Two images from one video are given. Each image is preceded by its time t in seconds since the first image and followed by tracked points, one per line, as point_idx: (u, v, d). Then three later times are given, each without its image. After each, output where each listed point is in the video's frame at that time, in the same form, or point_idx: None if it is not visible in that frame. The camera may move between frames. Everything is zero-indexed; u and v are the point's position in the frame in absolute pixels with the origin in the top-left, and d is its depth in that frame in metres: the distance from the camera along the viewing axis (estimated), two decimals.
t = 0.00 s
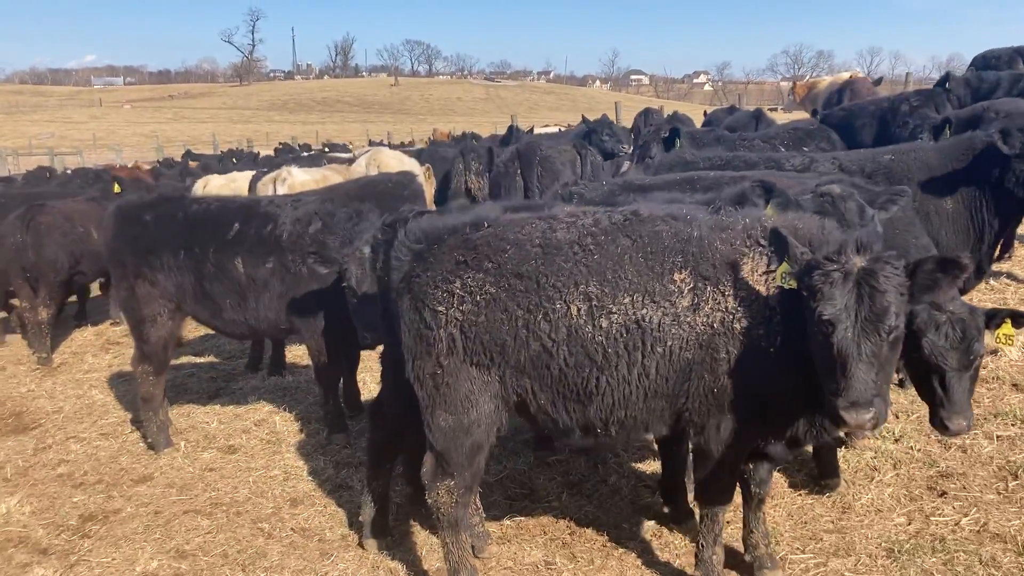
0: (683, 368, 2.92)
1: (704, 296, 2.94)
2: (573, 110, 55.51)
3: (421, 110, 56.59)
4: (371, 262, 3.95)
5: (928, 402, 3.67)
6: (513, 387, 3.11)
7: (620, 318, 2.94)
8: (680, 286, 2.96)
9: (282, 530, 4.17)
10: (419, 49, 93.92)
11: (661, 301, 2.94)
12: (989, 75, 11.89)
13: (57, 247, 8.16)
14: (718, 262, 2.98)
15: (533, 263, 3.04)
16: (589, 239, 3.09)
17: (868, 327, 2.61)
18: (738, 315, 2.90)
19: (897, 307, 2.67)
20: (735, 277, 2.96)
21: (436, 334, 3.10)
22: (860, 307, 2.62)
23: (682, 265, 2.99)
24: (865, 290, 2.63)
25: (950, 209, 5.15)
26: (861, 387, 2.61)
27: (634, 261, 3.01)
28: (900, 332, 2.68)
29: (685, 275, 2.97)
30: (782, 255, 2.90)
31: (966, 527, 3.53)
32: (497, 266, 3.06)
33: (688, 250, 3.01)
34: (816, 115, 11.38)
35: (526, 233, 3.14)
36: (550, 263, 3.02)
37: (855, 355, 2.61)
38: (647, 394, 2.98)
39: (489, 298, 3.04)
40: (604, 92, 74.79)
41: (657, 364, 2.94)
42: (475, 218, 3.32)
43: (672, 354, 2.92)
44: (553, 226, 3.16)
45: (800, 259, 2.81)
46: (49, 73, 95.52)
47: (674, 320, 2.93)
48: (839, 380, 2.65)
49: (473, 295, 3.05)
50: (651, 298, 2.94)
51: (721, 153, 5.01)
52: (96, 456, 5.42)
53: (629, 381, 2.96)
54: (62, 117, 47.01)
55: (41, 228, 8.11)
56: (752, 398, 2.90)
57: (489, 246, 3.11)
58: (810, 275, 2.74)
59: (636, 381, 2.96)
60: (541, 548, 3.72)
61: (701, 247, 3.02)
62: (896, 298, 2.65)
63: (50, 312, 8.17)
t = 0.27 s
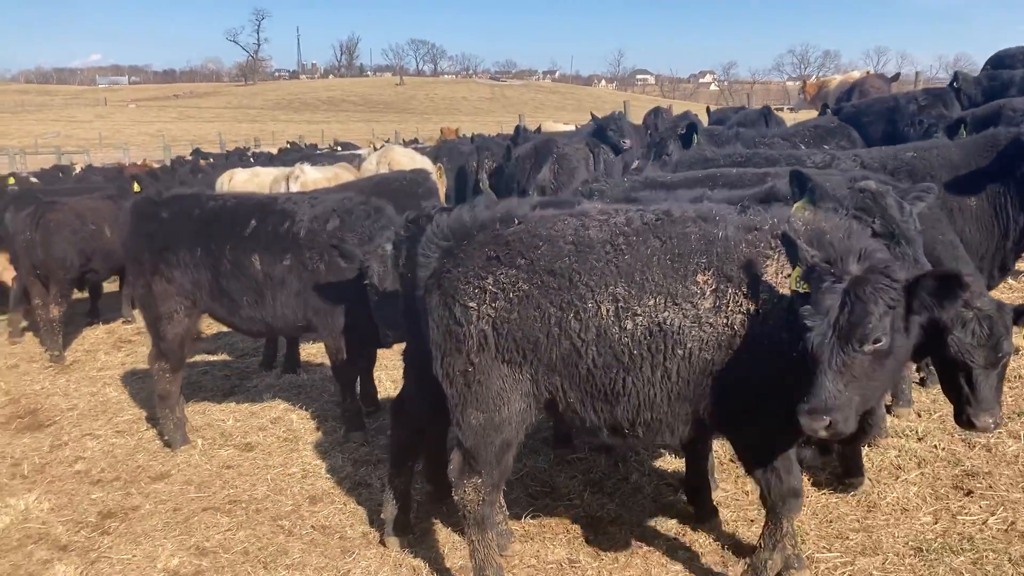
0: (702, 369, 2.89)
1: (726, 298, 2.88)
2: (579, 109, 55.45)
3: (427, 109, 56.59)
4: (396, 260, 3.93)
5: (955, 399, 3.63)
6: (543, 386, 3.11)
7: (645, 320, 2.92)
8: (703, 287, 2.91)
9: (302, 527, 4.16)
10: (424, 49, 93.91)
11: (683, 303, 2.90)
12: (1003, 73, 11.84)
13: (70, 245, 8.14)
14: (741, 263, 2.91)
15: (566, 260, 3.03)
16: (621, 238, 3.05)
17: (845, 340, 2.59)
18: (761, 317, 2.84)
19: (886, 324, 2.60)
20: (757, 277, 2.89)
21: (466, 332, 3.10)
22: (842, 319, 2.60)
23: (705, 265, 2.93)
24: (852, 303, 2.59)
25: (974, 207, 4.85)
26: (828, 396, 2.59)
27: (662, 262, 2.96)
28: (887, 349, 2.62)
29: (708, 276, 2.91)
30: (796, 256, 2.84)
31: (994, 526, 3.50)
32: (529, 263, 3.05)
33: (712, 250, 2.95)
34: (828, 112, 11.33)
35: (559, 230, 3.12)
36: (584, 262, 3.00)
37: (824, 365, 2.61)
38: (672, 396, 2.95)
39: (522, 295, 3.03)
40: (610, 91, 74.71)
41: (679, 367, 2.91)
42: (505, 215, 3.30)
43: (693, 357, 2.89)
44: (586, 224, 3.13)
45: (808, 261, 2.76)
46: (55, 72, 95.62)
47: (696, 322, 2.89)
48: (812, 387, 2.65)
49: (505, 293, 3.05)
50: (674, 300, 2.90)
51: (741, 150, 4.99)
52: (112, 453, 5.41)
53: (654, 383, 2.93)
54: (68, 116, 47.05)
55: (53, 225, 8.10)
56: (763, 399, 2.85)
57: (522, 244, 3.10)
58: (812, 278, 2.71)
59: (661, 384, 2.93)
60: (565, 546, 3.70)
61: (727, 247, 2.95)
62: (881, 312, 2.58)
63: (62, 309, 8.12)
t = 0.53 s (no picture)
0: (727, 374, 2.79)
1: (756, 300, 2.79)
2: (594, 110, 55.44)
3: (442, 110, 56.71)
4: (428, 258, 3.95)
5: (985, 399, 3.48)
6: (573, 386, 3.05)
7: (672, 321, 2.84)
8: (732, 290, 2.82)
9: (333, 523, 4.19)
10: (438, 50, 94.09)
11: (709, 305, 2.82)
12: None
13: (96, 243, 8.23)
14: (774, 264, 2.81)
15: (596, 259, 2.98)
16: (654, 238, 2.99)
17: (784, 362, 2.56)
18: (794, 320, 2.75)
19: (834, 348, 2.53)
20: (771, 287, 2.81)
21: (498, 328, 3.09)
22: (783, 341, 2.58)
23: (736, 267, 2.85)
24: (795, 325, 2.56)
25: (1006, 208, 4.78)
26: (761, 419, 2.58)
27: (691, 263, 2.89)
28: (835, 374, 2.55)
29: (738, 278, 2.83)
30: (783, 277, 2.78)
31: None
32: (561, 261, 3.02)
33: (744, 252, 2.86)
34: (848, 113, 11.30)
35: (592, 229, 3.08)
36: (614, 261, 2.95)
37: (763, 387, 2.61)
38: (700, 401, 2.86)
39: (552, 292, 3.00)
40: (624, 92, 74.65)
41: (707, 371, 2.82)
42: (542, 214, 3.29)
43: (721, 361, 2.80)
44: (619, 224, 3.08)
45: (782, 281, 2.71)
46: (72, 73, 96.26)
47: (724, 324, 2.80)
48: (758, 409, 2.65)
49: (535, 290, 3.02)
50: (701, 302, 2.83)
51: (770, 149, 4.99)
52: (141, 449, 5.45)
53: (681, 387, 2.85)
54: (86, 117, 47.38)
55: (80, 224, 8.20)
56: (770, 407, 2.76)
57: (555, 241, 3.07)
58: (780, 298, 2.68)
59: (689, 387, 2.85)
60: (596, 544, 3.72)
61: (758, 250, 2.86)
62: (819, 342, 2.51)
63: (89, 307, 8.19)
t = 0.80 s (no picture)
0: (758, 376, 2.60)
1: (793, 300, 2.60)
2: (607, 109, 55.33)
3: (454, 109, 56.70)
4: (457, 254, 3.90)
5: None
6: (602, 385, 2.89)
7: (702, 320, 2.67)
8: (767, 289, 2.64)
9: (362, 522, 4.16)
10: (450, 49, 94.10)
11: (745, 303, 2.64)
12: None
13: (116, 240, 8.22)
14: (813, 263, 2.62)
15: (630, 254, 2.82)
16: (690, 235, 2.83)
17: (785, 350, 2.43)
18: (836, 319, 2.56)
19: (839, 343, 2.36)
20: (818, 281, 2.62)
21: (529, 323, 2.94)
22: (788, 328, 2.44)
23: (773, 266, 2.66)
24: (803, 313, 2.41)
25: None
26: (756, 405, 2.44)
27: (726, 261, 2.72)
28: (837, 370, 2.38)
29: (773, 278, 2.65)
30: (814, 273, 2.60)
31: None
32: (593, 256, 2.87)
33: (781, 252, 2.68)
34: (869, 111, 11.21)
35: (628, 224, 2.93)
36: (648, 257, 2.79)
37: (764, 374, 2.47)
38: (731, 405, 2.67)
39: (583, 288, 2.85)
40: (637, 91, 74.51)
41: (739, 372, 2.63)
42: (580, 208, 3.17)
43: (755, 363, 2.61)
44: (656, 220, 2.93)
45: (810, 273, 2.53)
46: (85, 72, 96.68)
47: (759, 324, 2.61)
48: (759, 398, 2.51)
49: (567, 286, 2.87)
50: (736, 301, 2.65)
51: (802, 147, 4.91)
52: (164, 446, 5.42)
53: (712, 389, 2.67)
54: (100, 116, 47.57)
55: (101, 221, 8.19)
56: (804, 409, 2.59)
57: (589, 236, 2.93)
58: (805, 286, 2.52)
59: (719, 390, 2.66)
60: (630, 545, 3.67)
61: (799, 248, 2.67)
62: (824, 332, 2.35)
63: (109, 304, 8.17)
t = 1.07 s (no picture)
0: (806, 386, 2.43)
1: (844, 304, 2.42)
2: (618, 106, 55.13)
3: (464, 107, 56.60)
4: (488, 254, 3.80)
5: None
6: (642, 390, 2.73)
7: (748, 323, 2.49)
8: (817, 292, 2.46)
9: (389, 527, 4.07)
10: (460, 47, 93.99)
11: (794, 306, 2.46)
12: None
13: (133, 238, 8.12)
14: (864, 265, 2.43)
15: (672, 255, 2.64)
16: (734, 235, 2.65)
17: (880, 369, 2.23)
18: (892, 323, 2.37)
19: (938, 356, 2.19)
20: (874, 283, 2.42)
21: (565, 324, 2.77)
22: (879, 345, 2.24)
23: (824, 269, 2.48)
24: (895, 329, 2.21)
25: None
26: (851, 430, 2.25)
27: (773, 262, 2.54)
28: (936, 384, 2.23)
29: (824, 280, 2.47)
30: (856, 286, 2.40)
31: None
32: (632, 256, 2.69)
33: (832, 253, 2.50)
34: (892, 107, 11.08)
35: (670, 222, 2.76)
36: (689, 259, 2.61)
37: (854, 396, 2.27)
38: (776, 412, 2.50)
39: (621, 290, 2.67)
40: (648, 89, 74.29)
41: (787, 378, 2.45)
42: (619, 204, 3.00)
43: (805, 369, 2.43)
44: (698, 219, 2.75)
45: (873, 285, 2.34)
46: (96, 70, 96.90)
47: (808, 329, 2.44)
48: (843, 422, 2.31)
49: (604, 287, 2.69)
50: (785, 303, 2.47)
51: (838, 143, 4.80)
52: (185, 447, 5.35)
53: (757, 396, 2.49)
54: (112, 113, 47.64)
55: (117, 219, 8.09)
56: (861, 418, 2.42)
57: (628, 235, 2.75)
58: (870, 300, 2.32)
59: (765, 396, 2.48)
60: (668, 553, 3.57)
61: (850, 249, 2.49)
62: (927, 347, 2.17)
63: (126, 302, 8.09)
